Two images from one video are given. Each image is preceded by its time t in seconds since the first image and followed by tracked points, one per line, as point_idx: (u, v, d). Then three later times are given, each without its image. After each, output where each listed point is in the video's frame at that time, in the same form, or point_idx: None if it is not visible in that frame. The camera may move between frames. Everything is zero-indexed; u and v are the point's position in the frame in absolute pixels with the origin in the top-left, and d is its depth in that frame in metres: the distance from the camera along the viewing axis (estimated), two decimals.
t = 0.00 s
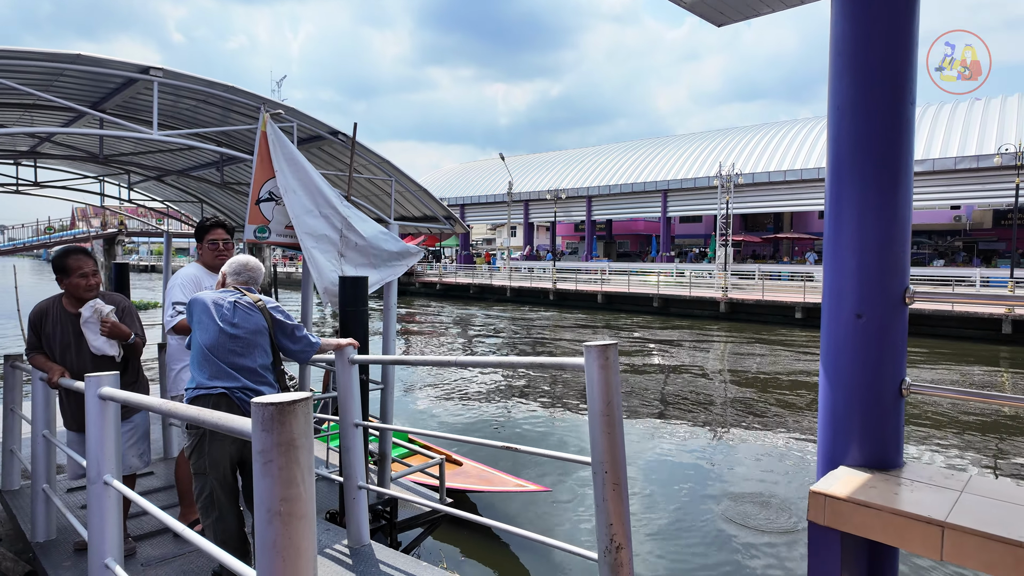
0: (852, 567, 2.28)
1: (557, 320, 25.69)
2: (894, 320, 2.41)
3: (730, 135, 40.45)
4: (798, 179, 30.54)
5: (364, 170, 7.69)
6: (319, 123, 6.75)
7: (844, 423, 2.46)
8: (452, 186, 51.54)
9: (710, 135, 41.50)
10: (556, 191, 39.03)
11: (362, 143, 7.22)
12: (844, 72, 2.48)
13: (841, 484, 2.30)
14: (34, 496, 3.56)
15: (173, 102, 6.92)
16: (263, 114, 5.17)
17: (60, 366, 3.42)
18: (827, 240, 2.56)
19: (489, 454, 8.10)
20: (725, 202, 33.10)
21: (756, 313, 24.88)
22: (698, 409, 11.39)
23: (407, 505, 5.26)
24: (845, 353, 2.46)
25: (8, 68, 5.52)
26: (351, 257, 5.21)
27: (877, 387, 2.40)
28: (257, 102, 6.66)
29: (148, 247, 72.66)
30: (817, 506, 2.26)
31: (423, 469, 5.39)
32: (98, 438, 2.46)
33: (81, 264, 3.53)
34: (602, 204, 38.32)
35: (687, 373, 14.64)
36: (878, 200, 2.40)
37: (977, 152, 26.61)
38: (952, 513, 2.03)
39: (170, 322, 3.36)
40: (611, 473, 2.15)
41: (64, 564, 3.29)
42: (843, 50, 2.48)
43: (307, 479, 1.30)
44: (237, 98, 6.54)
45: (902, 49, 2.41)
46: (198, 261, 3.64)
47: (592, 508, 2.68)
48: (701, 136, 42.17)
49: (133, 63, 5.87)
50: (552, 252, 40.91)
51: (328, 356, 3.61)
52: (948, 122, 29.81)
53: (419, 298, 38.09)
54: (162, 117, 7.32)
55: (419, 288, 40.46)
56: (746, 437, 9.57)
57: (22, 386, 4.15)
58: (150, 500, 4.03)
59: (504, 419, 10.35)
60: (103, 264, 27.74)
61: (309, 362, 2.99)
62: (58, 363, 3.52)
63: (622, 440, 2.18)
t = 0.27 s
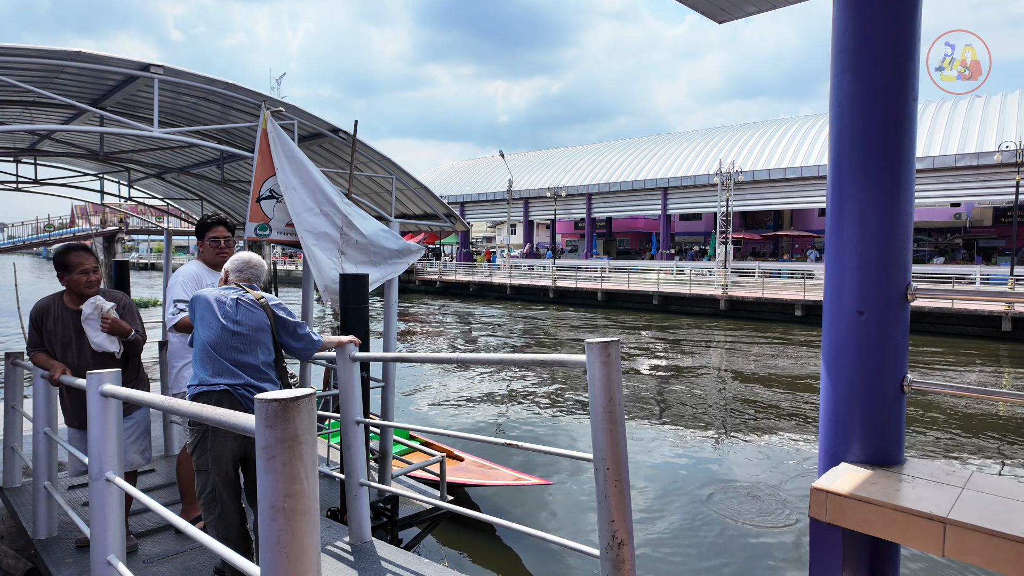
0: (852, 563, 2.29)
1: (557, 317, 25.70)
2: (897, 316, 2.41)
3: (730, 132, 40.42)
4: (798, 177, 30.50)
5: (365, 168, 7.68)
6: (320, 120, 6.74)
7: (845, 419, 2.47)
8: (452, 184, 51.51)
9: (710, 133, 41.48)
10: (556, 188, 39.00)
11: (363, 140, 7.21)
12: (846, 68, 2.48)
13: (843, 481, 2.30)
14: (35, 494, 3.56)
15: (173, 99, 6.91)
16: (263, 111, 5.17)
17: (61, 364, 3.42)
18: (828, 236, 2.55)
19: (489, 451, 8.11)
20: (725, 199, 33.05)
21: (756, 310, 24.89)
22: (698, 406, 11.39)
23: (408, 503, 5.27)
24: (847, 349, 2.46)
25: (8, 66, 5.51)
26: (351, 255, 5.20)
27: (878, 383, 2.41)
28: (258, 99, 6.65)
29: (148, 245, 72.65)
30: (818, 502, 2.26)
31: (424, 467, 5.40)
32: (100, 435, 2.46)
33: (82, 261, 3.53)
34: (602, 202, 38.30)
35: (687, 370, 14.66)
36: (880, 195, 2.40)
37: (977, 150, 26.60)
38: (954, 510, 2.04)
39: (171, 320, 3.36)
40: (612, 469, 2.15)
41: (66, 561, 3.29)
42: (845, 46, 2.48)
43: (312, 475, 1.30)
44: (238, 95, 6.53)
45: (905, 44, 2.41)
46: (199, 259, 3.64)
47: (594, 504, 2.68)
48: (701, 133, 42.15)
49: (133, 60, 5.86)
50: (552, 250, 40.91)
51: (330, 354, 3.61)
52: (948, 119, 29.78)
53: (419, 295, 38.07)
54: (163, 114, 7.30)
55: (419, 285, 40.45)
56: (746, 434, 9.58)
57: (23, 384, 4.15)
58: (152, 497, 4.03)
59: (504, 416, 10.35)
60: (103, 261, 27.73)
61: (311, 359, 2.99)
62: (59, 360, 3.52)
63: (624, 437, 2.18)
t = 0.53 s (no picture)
0: (854, 560, 2.29)
1: (558, 315, 25.73)
2: (900, 313, 2.41)
3: (730, 129, 40.38)
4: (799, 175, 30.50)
5: (366, 166, 7.68)
6: (321, 118, 6.73)
7: (847, 416, 2.47)
8: (452, 181, 51.50)
9: (711, 130, 41.45)
10: (556, 186, 38.99)
11: (363, 138, 7.21)
12: (849, 65, 2.47)
13: (846, 478, 2.30)
14: (38, 491, 3.56)
15: (173, 96, 6.91)
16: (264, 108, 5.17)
17: (63, 361, 3.42)
18: (830, 234, 2.56)
19: (490, 449, 8.15)
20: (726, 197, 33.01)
21: (756, 308, 24.92)
22: (698, 404, 11.39)
23: (409, 500, 5.28)
24: (849, 347, 2.46)
25: (8, 63, 5.50)
26: (352, 253, 5.20)
27: (880, 381, 2.41)
28: (259, 97, 6.64)
29: (148, 243, 72.68)
30: (821, 499, 2.27)
31: (425, 464, 5.41)
32: (103, 433, 2.46)
33: (85, 259, 3.54)
34: (602, 199, 38.29)
35: (687, 368, 14.70)
36: (882, 193, 2.41)
37: (977, 147, 26.58)
38: (956, 507, 2.04)
39: (174, 317, 3.36)
40: (615, 467, 2.15)
41: (69, 558, 3.30)
42: (848, 44, 2.48)
43: (316, 473, 1.30)
44: (239, 92, 6.53)
45: (908, 41, 2.40)
46: (202, 256, 3.64)
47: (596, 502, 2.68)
48: (701, 130, 42.12)
49: (134, 58, 5.85)
50: (552, 248, 40.91)
51: (332, 351, 3.62)
52: (949, 117, 29.74)
53: (419, 293, 38.10)
54: (163, 111, 7.30)
55: (420, 283, 40.47)
56: (746, 432, 9.58)
57: (25, 382, 4.15)
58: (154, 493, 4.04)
59: (504, 414, 10.35)
60: (104, 259, 27.76)
61: (314, 357, 2.99)
62: (61, 357, 3.52)
63: (626, 434, 2.18)
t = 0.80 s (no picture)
0: (856, 558, 2.30)
1: (559, 312, 25.76)
2: (902, 311, 2.41)
3: (731, 127, 40.35)
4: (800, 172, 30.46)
5: (367, 163, 7.68)
6: (322, 116, 6.73)
7: (850, 415, 2.47)
8: (453, 179, 51.50)
9: (712, 128, 41.41)
10: (557, 184, 38.97)
11: (365, 136, 7.19)
12: (853, 63, 2.47)
13: (848, 475, 2.30)
14: (41, 489, 3.57)
15: (174, 94, 6.90)
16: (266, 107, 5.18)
17: (66, 359, 3.43)
18: (833, 233, 2.55)
19: (491, 447, 8.16)
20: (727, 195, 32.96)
21: (758, 306, 24.94)
22: (699, 402, 11.39)
23: (411, 497, 5.30)
24: (852, 345, 2.46)
25: (9, 62, 5.50)
26: (354, 251, 5.20)
27: (883, 379, 2.41)
28: (260, 95, 6.64)
29: (150, 240, 72.78)
30: (824, 497, 2.27)
31: (427, 461, 5.43)
32: (106, 431, 2.47)
33: (88, 256, 3.54)
34: (603, 197, 38.28)
35: (688, 366, 14.73)
36: (886, 191, 2.40)
37: (979, 145, 26.54)
38: (959, 504, 2.05)
39: (178, 315, 3.37)
40: (618, 464, 2.16)
41: (73, 555, 3.31)
42: (851, 41, 2.47)
43: (321, 470, 1.31)
44: (239, 90, 6.52)
45: (912, 40, 2.40)
46: (204, 254, 3.64)
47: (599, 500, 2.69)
48: (702, 128, 42.08)
49: (134, 56, 5.85)
50: (553, 246, 40.92)
51: (334, 349, 3.62)
52: (951, 115, 29.69)
53: (420, 291, 38.15)
54: (164, 109, 7.30)
55: (421, 281, 40.51)
56: (747, 430, 9.59)
57: (27, 380, 4.16)
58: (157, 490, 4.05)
59: (505, 412, 10.36)
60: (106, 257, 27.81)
61: (317, 355, 3.00)
62: (65, 355, 3.52)
63: (629, 431, 2.19)
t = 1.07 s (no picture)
0: (860, 556, 2.30)
1: (560, 311, 25.75)
2: (906, 308, 2.41)
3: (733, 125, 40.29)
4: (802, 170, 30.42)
5: (369, 161, 7.69)
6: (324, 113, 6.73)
7: (854, 413, 2.47)
8: (455, 177, 51.50)
9: (713, 126, 41.36)
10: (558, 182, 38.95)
11: (367, 134, 7.20)
12: (857, 61, 2.47)
13: (852, 473, 2.30)
14: (45, 486, 3.58)
15: (176, 92, 6.91)
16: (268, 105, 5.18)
17: (70, 357, 3.43)
18: (837, 230, 2.55)
19: (493, 446, 8.17)
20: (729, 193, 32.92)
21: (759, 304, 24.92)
22: (700, 400, 11.40)
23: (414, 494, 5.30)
24: (856, 343, 2.46)
25: (11, 60, 5.50)
26: (356, 249, 5.20)
27: (887, 377, 2.41)
28: (262, 93, 6.64)
29: (152, 238, 72.85)
30: (828, 494, 2.27)
31: (430, 458, 5.43)
32: (111, 429, 2.47)
33: (90, 255, 3.54)
34: (604, 195, 38.24)
35: (690, 364, 14.74)
36: (890, 190, 2.40)
37: (981, 143, 26.48)
38: (963, 502, 2.04)
39: (182, 312, 3.38)
40: (622, 462, 2.16)
41: (77, 552, 3.32)
42: (856, 39, 2.47)
43: (327, 467, 1.31)
44: (241, 88, 6.51)
45: (917, 38, 2.40)
46: (209, 252, 3.65)
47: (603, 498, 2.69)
48: (704, 126, 42.03)
49: (136, 54, 5.86)
50: (554, 244, 40.89)
51: (337, 346, 3.62)
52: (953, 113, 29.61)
53: (422, 289, 38.16)
54: (165, 107, 7.30)
55: (422, 279, 40.53)
56: (749, 428, 9.59)
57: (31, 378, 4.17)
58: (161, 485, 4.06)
59: (507, 410, 10.36)
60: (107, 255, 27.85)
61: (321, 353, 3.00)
62: (68, 353, 3.53)
63: (633, 428, 2.19)
